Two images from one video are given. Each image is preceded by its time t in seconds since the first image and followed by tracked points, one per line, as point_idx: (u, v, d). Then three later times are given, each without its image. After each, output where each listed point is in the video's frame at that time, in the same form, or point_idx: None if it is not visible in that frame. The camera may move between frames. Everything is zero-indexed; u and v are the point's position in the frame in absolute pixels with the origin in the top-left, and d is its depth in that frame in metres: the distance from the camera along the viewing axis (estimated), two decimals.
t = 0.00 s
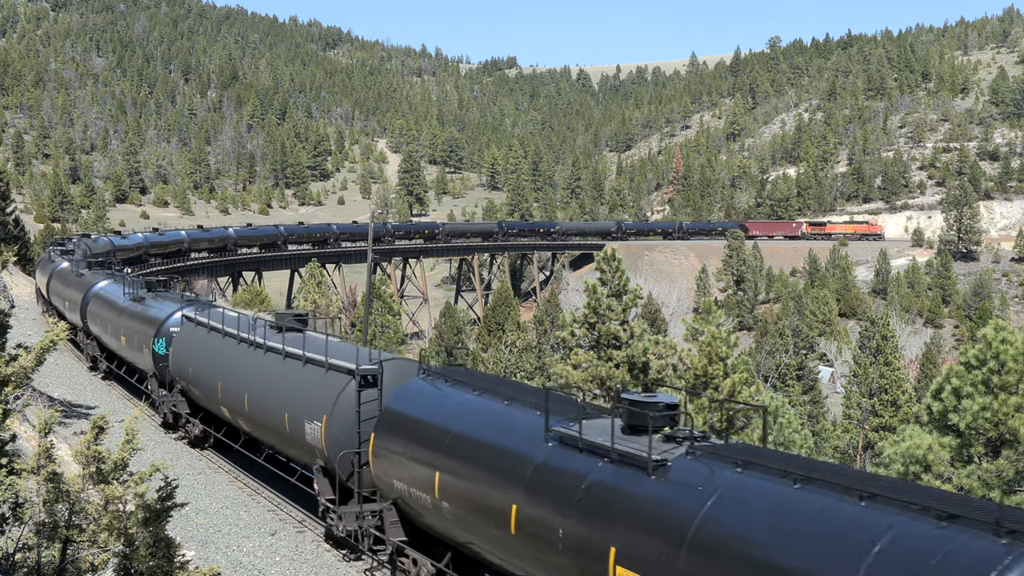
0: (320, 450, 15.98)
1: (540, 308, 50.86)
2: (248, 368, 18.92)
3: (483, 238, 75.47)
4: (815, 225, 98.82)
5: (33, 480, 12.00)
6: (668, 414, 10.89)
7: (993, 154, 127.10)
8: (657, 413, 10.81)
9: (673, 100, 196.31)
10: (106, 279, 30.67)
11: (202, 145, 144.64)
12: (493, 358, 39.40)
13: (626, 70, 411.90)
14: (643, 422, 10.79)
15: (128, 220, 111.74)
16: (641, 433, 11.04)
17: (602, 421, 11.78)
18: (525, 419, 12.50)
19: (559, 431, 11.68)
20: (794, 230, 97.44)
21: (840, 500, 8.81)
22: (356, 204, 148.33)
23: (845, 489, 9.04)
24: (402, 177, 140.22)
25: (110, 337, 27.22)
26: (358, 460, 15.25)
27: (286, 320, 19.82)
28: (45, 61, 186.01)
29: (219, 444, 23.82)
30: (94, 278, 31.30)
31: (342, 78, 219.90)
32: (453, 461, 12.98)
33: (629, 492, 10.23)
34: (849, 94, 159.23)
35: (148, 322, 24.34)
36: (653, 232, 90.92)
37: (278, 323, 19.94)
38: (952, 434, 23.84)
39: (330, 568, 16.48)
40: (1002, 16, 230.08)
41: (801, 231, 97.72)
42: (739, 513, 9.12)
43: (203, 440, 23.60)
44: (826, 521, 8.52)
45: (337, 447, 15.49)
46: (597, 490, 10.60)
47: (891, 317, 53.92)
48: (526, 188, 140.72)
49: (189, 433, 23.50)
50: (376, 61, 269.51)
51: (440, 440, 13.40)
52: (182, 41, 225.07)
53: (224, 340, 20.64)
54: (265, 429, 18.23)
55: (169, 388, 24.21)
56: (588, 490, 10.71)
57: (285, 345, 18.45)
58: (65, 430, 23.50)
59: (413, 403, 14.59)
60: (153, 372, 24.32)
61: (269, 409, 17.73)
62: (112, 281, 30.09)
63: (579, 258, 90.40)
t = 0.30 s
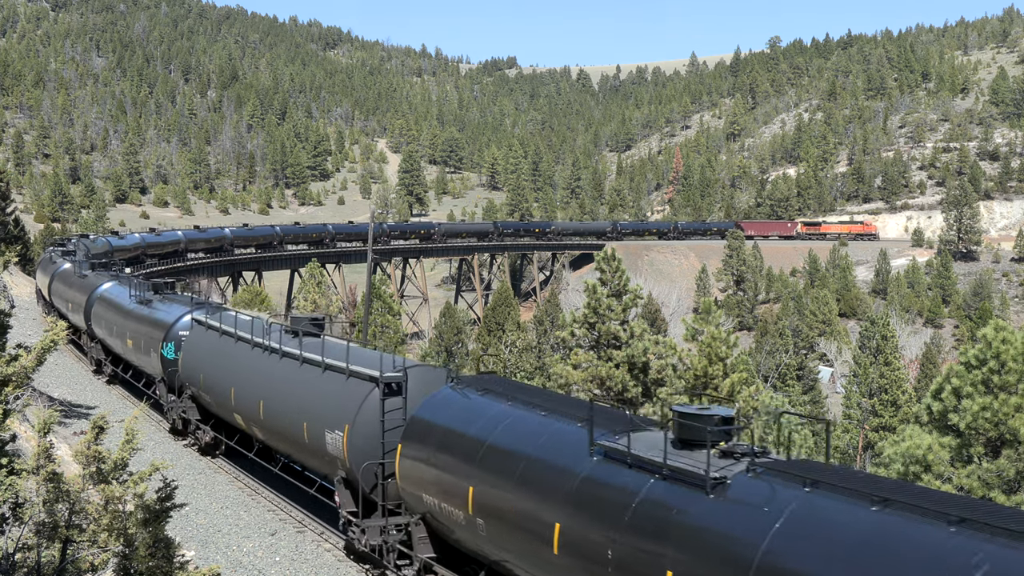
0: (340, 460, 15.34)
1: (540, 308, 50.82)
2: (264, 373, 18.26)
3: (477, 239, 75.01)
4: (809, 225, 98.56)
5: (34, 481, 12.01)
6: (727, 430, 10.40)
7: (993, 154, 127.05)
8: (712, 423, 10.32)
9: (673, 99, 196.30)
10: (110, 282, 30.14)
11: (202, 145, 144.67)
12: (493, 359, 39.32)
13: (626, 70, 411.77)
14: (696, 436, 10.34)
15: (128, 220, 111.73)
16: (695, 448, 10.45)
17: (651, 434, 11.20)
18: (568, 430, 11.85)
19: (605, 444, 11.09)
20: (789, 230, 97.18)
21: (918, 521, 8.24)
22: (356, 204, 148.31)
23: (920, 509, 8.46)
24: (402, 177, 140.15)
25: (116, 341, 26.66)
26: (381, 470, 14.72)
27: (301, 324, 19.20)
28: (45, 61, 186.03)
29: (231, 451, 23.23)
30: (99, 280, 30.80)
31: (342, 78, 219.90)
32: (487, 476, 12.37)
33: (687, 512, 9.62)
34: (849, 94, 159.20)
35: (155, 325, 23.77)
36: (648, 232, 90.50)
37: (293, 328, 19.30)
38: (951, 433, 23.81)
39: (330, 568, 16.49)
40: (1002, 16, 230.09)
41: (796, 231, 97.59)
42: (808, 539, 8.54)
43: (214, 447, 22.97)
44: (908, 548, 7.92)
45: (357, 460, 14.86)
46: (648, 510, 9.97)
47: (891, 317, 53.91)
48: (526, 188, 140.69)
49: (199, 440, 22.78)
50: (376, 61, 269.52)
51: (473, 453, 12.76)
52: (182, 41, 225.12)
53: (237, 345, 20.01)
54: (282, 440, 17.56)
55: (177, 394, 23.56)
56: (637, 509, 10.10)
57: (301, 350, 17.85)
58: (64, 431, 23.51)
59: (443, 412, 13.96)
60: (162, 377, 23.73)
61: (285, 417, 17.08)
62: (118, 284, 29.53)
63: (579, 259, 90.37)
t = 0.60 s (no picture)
0: (365, 471, 14.84)
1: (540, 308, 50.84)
2: (281, 381, 17.82)
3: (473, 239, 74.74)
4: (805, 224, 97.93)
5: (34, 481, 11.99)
6: (791, 447, 9.98)
7: (993, 154, 127.03)
8: (775, 439, 9.87)
9: (673, 99, 196.29)
10: (115, 284, 29.76)
11: (202, 145, 144.69)
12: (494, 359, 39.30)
13: (626, 70, 411.59)
14: (757, 454, 9.92)
15: (128, 220, 111.73)
16: (758, 465, 9.97)
17: (705, 451, 10.82)
18: (614, 444, 11.35)
19: (655, 460, 10.58)
20: (784, 230, 97.10)
21: (1012, 550, 7.63)
22: (356, 204, 148.30)
23: (1011, 533, 7.91)
24: (402, 177, 140.20)
25: (123, 344, 26.29)
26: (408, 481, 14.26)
27: (319, 330, 18.81)
28: (45, 61, 186.00)
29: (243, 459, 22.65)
30: (103, 281, 30.42)
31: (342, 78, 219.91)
32: (525, 491, 11.87)
33: (751, 537, 9.08)
34: (849, 94, 159.21)
35: (163, 328, 23.37)
36: (643, 232, 90.00)
37: (310, 333, 18.90)
38: (951, 433, 23.74)
39: (330, 567, 16.51)
40: (1002, 16, 230.11)
41: (790, 231, 97.41)
42: (893, 570, 8.00)
43: (226, 455, 22.47)
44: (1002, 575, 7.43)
45: (383, 472, 14.43)
46: (706, 534, 9.45)
47: (891, 317, 53.90)
48: (526, 188, 140.71)
49: (210, 448, 22.40)
50: (376, 61, 269.53)
51: (509, 467, 12.28)
52: (182, 41, 225.17)
53: (253, 350, 19.55)
54: (301, 449, 17.14)
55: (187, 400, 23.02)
56: (693, 534, 9.59)
57: (321, 357, 17.38)
58: (65, 431, 23.52)
59: (478, 424, 13.47)
60: (172, 383, 23.28)
61: (305, 427, 16.65)
62: (122, 286, 29.14)
63: (579, 258, 90.35)
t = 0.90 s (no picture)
0: (392, 485, 14.36)
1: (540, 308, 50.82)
2: (299, 388, 17.23)
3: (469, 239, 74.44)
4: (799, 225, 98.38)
5: (34, 481, 11.97)
6: (861, 466, 9.61)
7: (993, 154, 126.98)
8: (845, 456, 9.60)
9: (673, 99, 196.25)
10: (121, 286, 29.20)
11: (202, 145, 144.72)
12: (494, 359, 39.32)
13: (626, 70, 411.47)
14: (828, 473, 9.57)
15: (128, 220, 111.77)
16: (828, 483, 9.58)
17: (768, 467, 10.36)
18: (666, 460, 10.86)
19: (713, 478, 10.15)
20: (778, 230, 96.98)
21: None
22: (356, 204, 148.28)
23: None
24: (402, 177, 140.18)
25: (129, 348, 25.70)
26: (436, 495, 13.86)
27: (338, 334, 18.27)
28: (45, 61, 186.04)
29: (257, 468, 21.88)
30: (108, 283, 29.90)
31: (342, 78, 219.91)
32: (570, 510, 11.32)
33: (825, 562, 8.63)
34: (849, 94, 159.17)
35: (171, 330, 22.76)
36: (638, 232, 89.74)
37: (328, 337, 18.29)
38: (951, 433, 23.73)
39: (330, 567, 16.53)
40: (1002, 16, 230.03)
41: (785, 231, 97.40)
42: None
43: (237, 463, 21.64)
44: None
45: (412, 485, 13.96)
46: (774, 558, 8.97)
47: (891, 318, 53.92)
48: (526, 188, 140.74)
49: (223, 456, 21.54)
50: (376, 61, 269.53)
51: (550, 484, 11.77)
52: (182, 41, 225.20)
53: (268, 355, 18.91)
54: (322, 459, 16.59)
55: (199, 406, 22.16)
56: (761, 559, 9.10)
57: (340, 363, 16.83)
58: (65, 430, 23.51)
59: (517, 435, 12.95)
60: (181, 388, 22.55)
61: (326, 437, 16.09)
62: (129, 288, 28.56)
63: (579, 258, 90.31)
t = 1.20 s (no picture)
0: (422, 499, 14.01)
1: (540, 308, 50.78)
2: (319, 397, 16.89)
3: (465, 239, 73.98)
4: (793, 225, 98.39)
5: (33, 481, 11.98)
6: (946, 487, 9.11)
7: (993, 154, 126.95)
8: (929, 475, 9.05)
9: (673, 99, 196.19)
10: (125, 288, 28.72)
11: (202, 145, 144.67)
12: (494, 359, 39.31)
13: (626, 70, 411.54)
14: (910, 494, 9.04)
15: (128, 220, 111.77)
16: (911, 506, 9.05)
17: (840, 488, 9.86)
18: (722, 478, 10.45)
19: (779, 498, 9.67)
20: (774, 230, 96.96)
21: None
22: (356, 204, 148.25)
23: None
24: (402, 177, 140.15)
25: (136, 352, 25.27)
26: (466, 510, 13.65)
27: (358, 340, 18.02)
28: (45, 61, 186.04)
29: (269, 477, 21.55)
30: (112, 284, 29.44)
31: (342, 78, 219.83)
32: (624, 532, 10.76)
33: None
34: (849, 94, 159.17)
35: (180, 334, 22.38)
36: (632, 232, 89.47)
37: (349, 345, 18.03)
38: (951, 433, 23.74)
39: (330, 567, 16.53)
40: (1002, 16, 230.07)
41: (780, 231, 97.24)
42: None
43: (251, 472, 21.31)
44: None
45: (443, 497, 13.72)
46: None
47: (891, 318, 53.90)
48: (526, 188, 140.76)
49: (236, 464, 21.20)
50: (376, 61, 269.44)
51: (600, 503, 11.24)
52: (182, 41, 225.20)
53: (287, 361, 18.58)
54: (342, 470, 16.30)
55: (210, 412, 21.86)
56: None
57: (360, 371, 16.61)
58: (64, 430, 23.49)
59: (560, 447, 12.46)
60: (191, 394, 22.12)
61: (348, 448, 15.80)
62: (133, 290, 28.08)
63: (579, 258, 90.28)
